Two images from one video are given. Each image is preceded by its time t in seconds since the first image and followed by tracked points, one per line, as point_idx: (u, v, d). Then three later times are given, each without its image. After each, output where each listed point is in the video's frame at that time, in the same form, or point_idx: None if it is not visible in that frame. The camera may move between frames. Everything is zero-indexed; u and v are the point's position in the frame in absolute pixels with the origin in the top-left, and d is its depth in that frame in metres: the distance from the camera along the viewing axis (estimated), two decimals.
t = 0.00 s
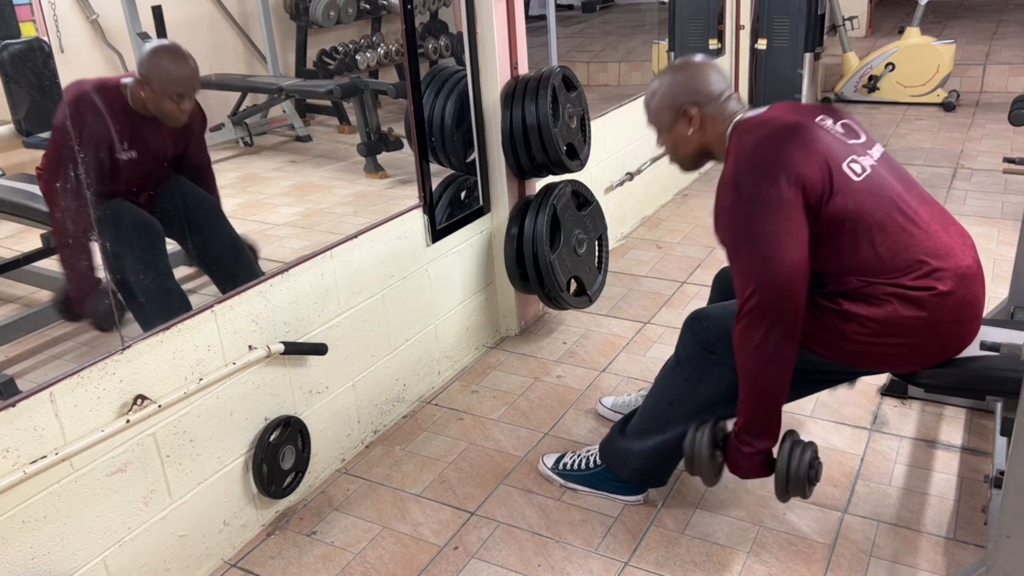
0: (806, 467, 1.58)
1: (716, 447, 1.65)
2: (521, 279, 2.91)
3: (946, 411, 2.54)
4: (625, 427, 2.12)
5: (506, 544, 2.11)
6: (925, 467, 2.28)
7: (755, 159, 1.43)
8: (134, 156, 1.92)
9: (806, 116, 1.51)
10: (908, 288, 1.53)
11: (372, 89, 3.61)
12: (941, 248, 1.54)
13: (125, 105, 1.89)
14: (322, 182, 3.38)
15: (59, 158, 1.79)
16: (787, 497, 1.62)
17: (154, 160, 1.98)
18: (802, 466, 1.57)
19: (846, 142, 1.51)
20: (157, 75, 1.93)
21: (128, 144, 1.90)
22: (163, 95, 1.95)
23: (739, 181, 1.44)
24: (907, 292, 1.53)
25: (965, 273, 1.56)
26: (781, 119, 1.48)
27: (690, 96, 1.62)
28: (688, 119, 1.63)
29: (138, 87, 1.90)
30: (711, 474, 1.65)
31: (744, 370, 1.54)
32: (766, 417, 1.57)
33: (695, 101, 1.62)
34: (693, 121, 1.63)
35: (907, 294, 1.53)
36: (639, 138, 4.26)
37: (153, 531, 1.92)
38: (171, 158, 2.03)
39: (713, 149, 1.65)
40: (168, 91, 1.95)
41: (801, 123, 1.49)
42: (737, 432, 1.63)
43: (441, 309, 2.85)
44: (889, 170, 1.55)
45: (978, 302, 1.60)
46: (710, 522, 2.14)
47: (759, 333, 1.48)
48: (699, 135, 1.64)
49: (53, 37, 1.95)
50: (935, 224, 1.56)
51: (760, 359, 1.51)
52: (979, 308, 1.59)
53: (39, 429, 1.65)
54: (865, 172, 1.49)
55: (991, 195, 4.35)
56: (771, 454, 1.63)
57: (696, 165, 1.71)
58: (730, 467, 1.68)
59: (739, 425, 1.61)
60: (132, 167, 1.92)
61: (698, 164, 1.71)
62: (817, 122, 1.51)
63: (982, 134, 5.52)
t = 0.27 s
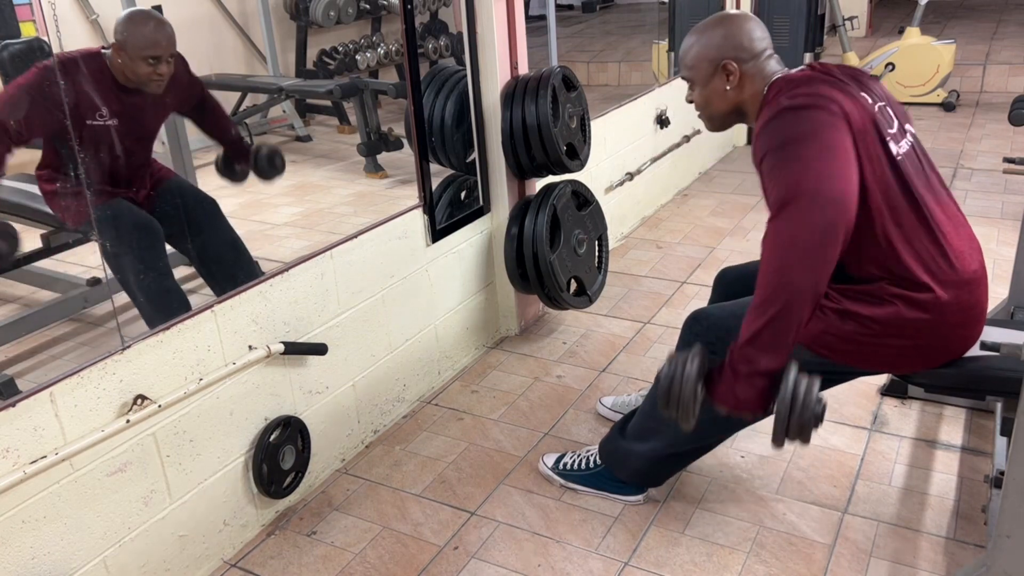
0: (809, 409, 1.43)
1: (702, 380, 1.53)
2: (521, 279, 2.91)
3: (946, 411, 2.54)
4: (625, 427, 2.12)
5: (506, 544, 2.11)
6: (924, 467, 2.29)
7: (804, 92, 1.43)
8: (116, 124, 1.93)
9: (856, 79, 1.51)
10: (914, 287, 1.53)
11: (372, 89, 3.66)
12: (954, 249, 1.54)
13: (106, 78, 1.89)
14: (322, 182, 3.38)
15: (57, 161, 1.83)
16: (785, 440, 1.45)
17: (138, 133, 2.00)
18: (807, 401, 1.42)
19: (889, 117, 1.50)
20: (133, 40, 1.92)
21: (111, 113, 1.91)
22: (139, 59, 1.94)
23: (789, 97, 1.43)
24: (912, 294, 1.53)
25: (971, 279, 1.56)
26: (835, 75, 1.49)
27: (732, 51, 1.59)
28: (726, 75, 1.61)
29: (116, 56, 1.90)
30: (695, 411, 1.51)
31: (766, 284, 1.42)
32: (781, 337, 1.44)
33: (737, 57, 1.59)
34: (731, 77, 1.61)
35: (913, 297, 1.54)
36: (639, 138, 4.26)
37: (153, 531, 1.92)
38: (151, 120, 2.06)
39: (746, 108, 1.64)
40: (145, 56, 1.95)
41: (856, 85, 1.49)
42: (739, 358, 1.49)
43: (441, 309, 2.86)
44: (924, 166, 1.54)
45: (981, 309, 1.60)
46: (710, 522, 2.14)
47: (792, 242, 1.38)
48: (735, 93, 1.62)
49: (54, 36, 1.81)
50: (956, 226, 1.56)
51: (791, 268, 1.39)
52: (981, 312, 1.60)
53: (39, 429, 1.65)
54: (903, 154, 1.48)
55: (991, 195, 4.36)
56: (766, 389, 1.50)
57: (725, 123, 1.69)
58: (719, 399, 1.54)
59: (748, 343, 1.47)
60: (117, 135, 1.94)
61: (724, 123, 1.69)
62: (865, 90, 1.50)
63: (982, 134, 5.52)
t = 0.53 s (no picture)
0: (806, 395, 1.38)
1: (699, 356, 1.49)
2: (521, 279, 2.91)
3: (946, 411, 2.54)
4: (625, 427, 2.12)
5: (506, 544, 2.11)
6: (925, 467, 2.28)
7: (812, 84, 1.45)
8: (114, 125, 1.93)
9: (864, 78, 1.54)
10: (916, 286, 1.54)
11: (372, 89, 3.67)
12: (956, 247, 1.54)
13: (107, 78, 1.90)
14: (322, 182, 3.38)
15: (57, 158, 1.83)
16: (777, 423, 1.40)
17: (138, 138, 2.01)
18: (805, 386, 1.37)
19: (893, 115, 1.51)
20: (133, 39, 1.93)
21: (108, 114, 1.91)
22: (140, 60, 1.95)
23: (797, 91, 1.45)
24: (913, 296, 1.54)
25: (973, 278, 1.57)
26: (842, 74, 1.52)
27: (730, 52, 1.59)
28: (724, 76, 1.61)
29: (116, 56, 1.91)
30: (689, 389, 1.48)
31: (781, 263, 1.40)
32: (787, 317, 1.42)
33: (735, 59, 1.59)
34: (729, 78, 1.61)
35: (913, 297, 1.54)
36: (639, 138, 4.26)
37: (153, 531, 1.92)
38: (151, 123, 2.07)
39: (745, 109, 1.64)
40: (145, 56, 1.96)
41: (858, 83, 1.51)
42: (739, 338, 1.48)
43: (441, 309, 2.86)
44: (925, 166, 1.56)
45: (981, 310, 1.60)
46: (710, 522, 2.14)
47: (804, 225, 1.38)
48: (734, 94, 1.63)
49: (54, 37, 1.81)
50: (958, 226, 1.57)
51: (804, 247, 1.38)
52: (982, 314, 1.60)
53: (39, 429, 1.65)
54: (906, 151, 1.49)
55: (991, 195, 4.35)
56: (763, 370, 1.46)
57: (721, 124, 1.70)
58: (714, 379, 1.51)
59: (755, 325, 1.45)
60: (117, 135, 1.95)
61: (722, 124, 1.70)
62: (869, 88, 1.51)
63: (982, 134, 5.52)
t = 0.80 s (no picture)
0: (789, 454, 1.41)
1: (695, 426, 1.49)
2: (520, 279, 2.91)
3: (946, 411, 2.54)
4: (625, 427, 2.12)
5: (507, 544, 2.11)
6: (925, 467, 2.29)
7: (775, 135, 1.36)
8: (124, 145, 1.95)
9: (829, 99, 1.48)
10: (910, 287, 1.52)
11: (372, 89, 3.59)
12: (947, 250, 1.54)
13: (115, 94, 1.92)
14: (322, 182, 3.38)
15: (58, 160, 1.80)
16: (761, 486, 1.43)
17: (148, 155, 2.01)
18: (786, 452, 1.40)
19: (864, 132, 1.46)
20: (150, 65, 1.95)
21: (118, 133, 1.93)
22: (154, 88, 1.97)
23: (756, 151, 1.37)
24: (909, 295, 1.53)
25: (969, 276, 1.56)
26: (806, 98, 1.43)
27: (698, 84, 1.56)
28: (700, 107, 1.57)
29: (130, 76, 1.93)
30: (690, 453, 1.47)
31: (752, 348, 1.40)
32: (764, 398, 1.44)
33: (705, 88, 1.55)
34: (705, 109, 1.57)
35: (910, 297, 1.53)
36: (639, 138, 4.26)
37: (153, 530, 1.92)
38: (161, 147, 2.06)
39: (732, 135, 1.57)
40: (160, 87, 1.98)
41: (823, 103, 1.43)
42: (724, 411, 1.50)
43: (442, 309, 2.86)
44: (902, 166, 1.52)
45: (979, 304, 1.60)
46: (710, 522, 2.14)
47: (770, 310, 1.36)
48: (715, 122, 1.56)
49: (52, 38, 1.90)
50: (945, 225, 1.55)
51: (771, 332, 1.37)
52: (979, 310, 1.60)
53: (40, 429, 1.65)
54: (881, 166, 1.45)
55: (991, 195, 4.35)
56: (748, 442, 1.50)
57: (712, 156, 1.63)
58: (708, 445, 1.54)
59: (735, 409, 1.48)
60: (127, 156, 1.96)
61: (719, 155, 1.63)
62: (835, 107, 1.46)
63: (982, 134, 5.52)
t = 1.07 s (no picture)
0: (811, 461, 1.66)
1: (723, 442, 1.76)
2: (521, 279, 2.91)
3: (946, 411, 2.54)
4: (625, 427, 2.12)
5: (506, 544, 2.12)
6: (925, 467, 2.29)
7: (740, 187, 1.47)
8: (145, 171, 1.96)
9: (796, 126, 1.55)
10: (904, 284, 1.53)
11: (372, 89, 3.61)
12: (935, 244, 1.54)
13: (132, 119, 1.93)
14: (322, 182, 3.38)
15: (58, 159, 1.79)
16: (791, 486, 1.70)
17: (161, 172, 2.01)
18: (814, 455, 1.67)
19: (835, 149, 1.53)
20: (174, 98, 2.01)
21: (137, 158, 1.94)
22: (174, 120, 2.01)
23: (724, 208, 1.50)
24: (905, 291, 1.53)
25: (963, 271, 1.55)
26: (770, 134, 1.52)
27: (667, 127, 1.72)
28: (674, 146, 1.72)
29: (151, 105, 1.97)
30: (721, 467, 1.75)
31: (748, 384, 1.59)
32: (772, 425, 1.63)
33: (672, 128, 1.72)
34: (679, 147, 1.72)
35: (904, 293, 1.53)
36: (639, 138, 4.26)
37: (153, 531, 1.92)
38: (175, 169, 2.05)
39: (708, 167, 1.72)
40: (179, 120, 2.02)
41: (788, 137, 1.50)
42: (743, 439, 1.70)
43: (442, 309, 2.86)
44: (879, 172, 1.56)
45: (978, 298, 1.59)
46: (710, 522, 2.14)
47: (752, 352, 1.54)
48: (689, 158, 1.72)
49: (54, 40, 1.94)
50: (932, 221, 1.56)
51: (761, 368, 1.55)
52: (977, 306, 1.59)
53: (40, 429, 1.65)
54: (853, 179, 1.51)
55: (991, 195, 4.35)
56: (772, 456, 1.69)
57: (695, 187, 1.77)
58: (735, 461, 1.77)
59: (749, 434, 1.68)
60: (145, 181, 1.97)
61: (704, 186, 1.77)
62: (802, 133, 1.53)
63: (982, 134, 5.52)
